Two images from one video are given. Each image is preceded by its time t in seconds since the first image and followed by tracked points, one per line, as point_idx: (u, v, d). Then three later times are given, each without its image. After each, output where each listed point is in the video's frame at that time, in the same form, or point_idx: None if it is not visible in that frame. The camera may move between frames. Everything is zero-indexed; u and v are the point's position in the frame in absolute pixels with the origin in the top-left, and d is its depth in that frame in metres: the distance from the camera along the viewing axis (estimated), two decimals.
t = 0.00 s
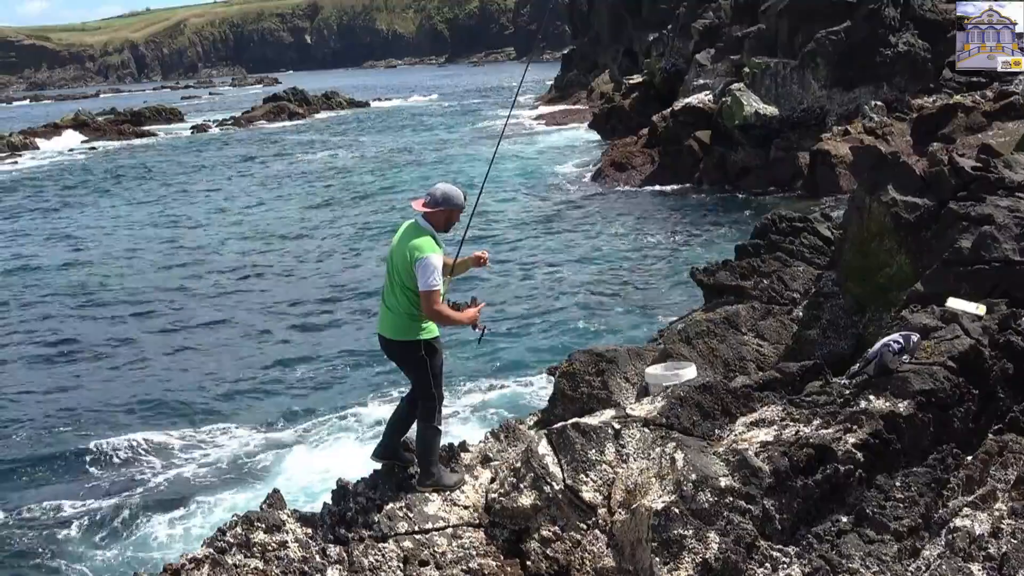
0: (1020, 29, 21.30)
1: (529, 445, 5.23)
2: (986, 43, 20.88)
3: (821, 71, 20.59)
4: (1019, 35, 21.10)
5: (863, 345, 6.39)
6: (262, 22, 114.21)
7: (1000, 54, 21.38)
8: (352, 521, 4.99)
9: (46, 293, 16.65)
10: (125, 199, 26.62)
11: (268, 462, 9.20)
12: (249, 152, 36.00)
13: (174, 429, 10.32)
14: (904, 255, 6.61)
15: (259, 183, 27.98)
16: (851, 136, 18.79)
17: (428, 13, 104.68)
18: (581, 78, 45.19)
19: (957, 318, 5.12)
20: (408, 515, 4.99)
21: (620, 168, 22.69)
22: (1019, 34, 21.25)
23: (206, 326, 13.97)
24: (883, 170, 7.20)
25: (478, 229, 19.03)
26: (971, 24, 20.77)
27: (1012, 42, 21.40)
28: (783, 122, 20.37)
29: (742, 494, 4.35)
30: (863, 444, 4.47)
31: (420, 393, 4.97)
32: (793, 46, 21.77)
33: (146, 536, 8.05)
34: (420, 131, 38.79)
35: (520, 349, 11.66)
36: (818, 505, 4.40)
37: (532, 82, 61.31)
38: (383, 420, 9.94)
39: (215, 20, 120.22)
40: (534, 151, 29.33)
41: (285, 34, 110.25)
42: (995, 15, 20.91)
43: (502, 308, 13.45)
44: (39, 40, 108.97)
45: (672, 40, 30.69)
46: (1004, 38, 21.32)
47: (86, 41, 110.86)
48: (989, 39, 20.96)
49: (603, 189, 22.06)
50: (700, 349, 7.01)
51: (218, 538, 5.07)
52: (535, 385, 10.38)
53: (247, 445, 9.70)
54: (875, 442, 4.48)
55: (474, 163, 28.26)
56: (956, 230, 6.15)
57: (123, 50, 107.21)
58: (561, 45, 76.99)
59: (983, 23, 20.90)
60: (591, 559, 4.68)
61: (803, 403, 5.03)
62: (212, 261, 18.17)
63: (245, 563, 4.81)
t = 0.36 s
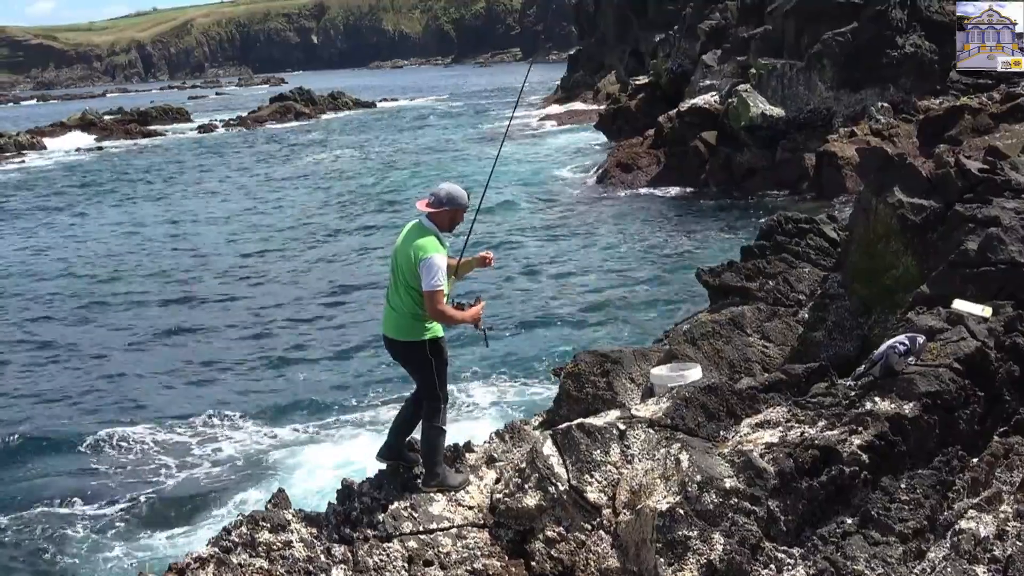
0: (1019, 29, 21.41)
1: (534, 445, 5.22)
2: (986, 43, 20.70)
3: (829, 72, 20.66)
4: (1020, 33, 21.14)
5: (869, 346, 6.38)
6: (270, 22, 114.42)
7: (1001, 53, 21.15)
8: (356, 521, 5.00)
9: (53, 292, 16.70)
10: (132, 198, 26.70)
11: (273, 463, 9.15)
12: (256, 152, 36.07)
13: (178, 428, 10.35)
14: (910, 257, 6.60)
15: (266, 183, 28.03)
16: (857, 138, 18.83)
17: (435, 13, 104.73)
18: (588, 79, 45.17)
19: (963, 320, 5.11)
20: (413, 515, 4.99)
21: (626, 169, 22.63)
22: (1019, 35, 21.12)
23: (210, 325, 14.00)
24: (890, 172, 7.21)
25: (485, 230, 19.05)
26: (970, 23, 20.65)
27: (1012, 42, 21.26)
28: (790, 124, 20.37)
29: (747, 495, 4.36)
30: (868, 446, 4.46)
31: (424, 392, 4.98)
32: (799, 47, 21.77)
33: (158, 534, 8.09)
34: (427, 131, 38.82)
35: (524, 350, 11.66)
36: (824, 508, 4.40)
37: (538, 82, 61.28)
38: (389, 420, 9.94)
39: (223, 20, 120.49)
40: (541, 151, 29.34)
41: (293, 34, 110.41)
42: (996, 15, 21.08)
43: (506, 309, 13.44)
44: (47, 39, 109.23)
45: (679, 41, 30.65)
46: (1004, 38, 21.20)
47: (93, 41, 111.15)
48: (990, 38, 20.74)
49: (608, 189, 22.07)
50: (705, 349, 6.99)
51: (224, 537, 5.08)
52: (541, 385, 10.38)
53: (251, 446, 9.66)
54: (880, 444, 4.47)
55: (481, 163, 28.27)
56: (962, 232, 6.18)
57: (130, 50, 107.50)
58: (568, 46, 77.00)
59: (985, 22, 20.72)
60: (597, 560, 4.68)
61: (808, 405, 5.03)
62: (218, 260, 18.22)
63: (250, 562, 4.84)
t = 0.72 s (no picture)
0: (1019, 29, 21.20)
1: (535, 446, 5.22)
2: (985, 43, 20.53)
3: (832, 75, 20.68)
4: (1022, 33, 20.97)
5: (871, 349, 6.38)
6: (273, 22, 114.49)
7: (1000, 53, 21.04)
8: (357, 520, 4.99)
9: (55, 290, 16.74)
10: (134, 198, 26.73)
11: (275, 464, 9.14)
12: (258, 152, 36.10)
13: (180, 428, 10.36)
14: (913, 259, 6.62)
15: (268, 183, 28.06)
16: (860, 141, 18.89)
17: (438, 14, 104.83)
18: (591, 80, 45.21)
19: (966, 324, 5.12)
20: (414, 516, 4.99)
21: (628, 170, 22.74)
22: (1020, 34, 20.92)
23: (212, 325, 14.01)
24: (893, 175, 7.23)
25: (487, 230, 19.08)
26: (970, 23, 20.46)
27: (1012, 42, 21.06)
28: (792, 126, 20.37)
29: (748, 498, 4.35)
30: (870, 449, 4.46)
31: (426, 392, 4.98)
32: (803, 49, 21.75)
33: (163, 530, 8.11)
34: (429, 132, 38.85)
35: (526, 351, 11.66)
36: (825, 510, 4.40)
37: (542, 83, 61.31)
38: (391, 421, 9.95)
39: (226, 20, 120.53)
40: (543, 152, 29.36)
41: (296, 34, 110.55)
42: (997, 15, 20.97)
43: (509, 310, 13.43)
44: (50, 38, 109.25)
45: (683, 43, 30.64)
46: (1004, 38, 21.01)
47: (97, 40, 111.28)
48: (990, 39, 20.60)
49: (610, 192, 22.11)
50: (707, 351, 6.98)
51: (225, 536, 5.09)
52: (542, 386, 10.39)
53: (253, 447, 9.66)
54: (882, 447, 4.46)
55: (483, 164, 28.30)
56: (965, 235, 6.18)
57: (134, 49, 107.52)
58: (571, 47, 77.13)
59: (985, 22, 20.52)
60: (598, 561, 4.68)
61: (811, 407, 5.04)
62: (221, 259, 18.25)
63: (251, 561, 4.84)
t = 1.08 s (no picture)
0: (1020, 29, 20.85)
1: (536, 447, 5.21)
2: (986, 43, 20.37)
3: (836, 81, 20.70)
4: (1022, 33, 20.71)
5: (873, 355, 6.37)
6: (278, 19, 114.55)
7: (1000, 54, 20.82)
8: (357, 519, 5.01)
9: (57, 283, 16.78)
10: (138, 193, 26.78)
11: (275, 460, 9.17)
12: (262, 149, 36.14)
13: (180, 422, 10.38)
14: (916, 266, 6.62)
15: (271, 180, 28.08)
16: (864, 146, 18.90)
17: (444, 14, 104.95)
18: (596, 82, 45.21)
19: (969, 331, 5.12)
20: (413, 515, 4.99)
21: (632, 172, 22.89)
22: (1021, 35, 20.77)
23: (213, 320, 14.03)
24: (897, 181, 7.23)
25: (490, 231, 19.10)
26: (971, 24, 20.34)
27: (1013, 42, 20.87)
28: (797, 131, 20.16)
29: (748, 502, 4.36)
30: (870, 455, 4.46)
31: (428, 392, 4.98)
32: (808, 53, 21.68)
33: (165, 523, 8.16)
34: (434, 132, 38.87)
35: (529, 352, 11.66)
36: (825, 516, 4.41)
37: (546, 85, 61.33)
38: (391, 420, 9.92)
39: (231, 17, 120.62)
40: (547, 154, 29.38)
41: (301, 32, 110.61)
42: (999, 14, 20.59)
43: (510, 311, 13.45)
44: (55, 31, 109.28)
45: (688, 46, 30.60)
46: (1004, 38, 20.96)
47: (102, 34, 111.30)
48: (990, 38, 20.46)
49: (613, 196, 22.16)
50: (708, 355, 6.98)
51: (224, 533, 5.10)
52: (542, 387, 10.39)
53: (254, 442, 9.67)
54: (883, 453, 4.46)
55: (486, 164, 28.31)
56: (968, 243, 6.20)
57: (139, 44, 107.57)
58: (576, 49, 77.31)
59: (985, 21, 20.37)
60: (596, 564, 4.68)
61: (812, 412, 5.04)
62: (223, 255, 18.29)
63: (251, 559, 4.85)
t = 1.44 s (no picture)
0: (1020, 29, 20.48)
1: (541, 448, 5.21)
2: (986, 43, 20.14)
3: (841, 81, 20.66)
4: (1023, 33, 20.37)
5: (878, 356, 6.34)
6: (283, 21, 114.71)
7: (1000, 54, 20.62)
8: (362, 520, 5.01)
9: (63, 284, 16.83)
10: (143, 194, 26.84)
11: (283, 460, 9.23)
12: (267, 151, 36.19)
13: (184, 421, 10.39)
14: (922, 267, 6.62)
15: (277, 181, 28.12)
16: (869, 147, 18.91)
17: (448, 15, 105.03)
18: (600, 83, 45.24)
19: (974, 332, 5.12)
20: (419, 516, 4.98)
21: (637, 174, 22.93)
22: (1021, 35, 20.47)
23: (217, 320, 14.07)
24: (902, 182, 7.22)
25: (493, 231, 19.12)
26: (971, 23, 19.99)
27: (1013, 42, 20.56)
28: (801, 131, 20.19)
29: (754, 503, 4.35)
30: (876, 456, 4.46)
31: (434, 394, 4.98)
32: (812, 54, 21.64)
33: (177, 522, 8.20)
34: (438, 133, 38.90)
35: (533, 354, 11.66)
36: (830, 518, 4.40)
37: (550, 86, 61.34)
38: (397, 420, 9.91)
39: (236, 19, 120.80)
40: (551, 155, 29.39)
41: (306, 33, 110.75)
42: (998, 14, 20.20)
43: (514, 312, 13.45)
44: (60, 33, 109.53)
45: (692, 47, 30.53)
46: (1004, 38, 20.74)
47: (107, 36, 111.45)
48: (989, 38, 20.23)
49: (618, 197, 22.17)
50: (713, 357, 6.96)
51: (230, 534, 5.12)
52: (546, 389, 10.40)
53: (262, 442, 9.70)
54: (888, 454, 4.46)
55: (490, 166, 28.33)
56: (974, 243, 6.26)
57: (144, 46, 107.76)
58: (580, 50, 77.27)
59: (985, 22, 20.06)
60: (602, 565, 4.67)
61: (817, 414, 5.05)
62: (228, 256, 18.33)
63: (256, 560, 4.86)
